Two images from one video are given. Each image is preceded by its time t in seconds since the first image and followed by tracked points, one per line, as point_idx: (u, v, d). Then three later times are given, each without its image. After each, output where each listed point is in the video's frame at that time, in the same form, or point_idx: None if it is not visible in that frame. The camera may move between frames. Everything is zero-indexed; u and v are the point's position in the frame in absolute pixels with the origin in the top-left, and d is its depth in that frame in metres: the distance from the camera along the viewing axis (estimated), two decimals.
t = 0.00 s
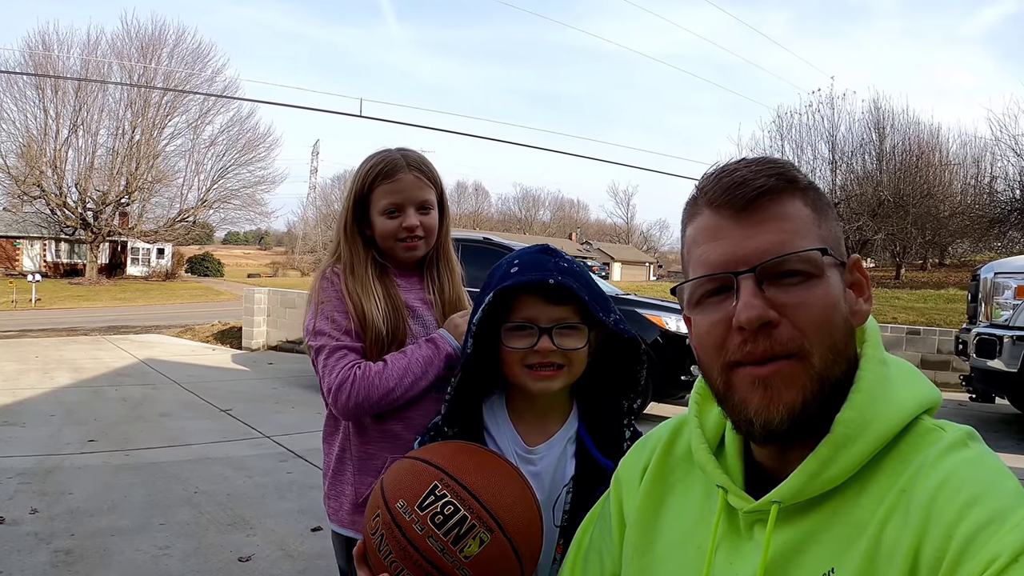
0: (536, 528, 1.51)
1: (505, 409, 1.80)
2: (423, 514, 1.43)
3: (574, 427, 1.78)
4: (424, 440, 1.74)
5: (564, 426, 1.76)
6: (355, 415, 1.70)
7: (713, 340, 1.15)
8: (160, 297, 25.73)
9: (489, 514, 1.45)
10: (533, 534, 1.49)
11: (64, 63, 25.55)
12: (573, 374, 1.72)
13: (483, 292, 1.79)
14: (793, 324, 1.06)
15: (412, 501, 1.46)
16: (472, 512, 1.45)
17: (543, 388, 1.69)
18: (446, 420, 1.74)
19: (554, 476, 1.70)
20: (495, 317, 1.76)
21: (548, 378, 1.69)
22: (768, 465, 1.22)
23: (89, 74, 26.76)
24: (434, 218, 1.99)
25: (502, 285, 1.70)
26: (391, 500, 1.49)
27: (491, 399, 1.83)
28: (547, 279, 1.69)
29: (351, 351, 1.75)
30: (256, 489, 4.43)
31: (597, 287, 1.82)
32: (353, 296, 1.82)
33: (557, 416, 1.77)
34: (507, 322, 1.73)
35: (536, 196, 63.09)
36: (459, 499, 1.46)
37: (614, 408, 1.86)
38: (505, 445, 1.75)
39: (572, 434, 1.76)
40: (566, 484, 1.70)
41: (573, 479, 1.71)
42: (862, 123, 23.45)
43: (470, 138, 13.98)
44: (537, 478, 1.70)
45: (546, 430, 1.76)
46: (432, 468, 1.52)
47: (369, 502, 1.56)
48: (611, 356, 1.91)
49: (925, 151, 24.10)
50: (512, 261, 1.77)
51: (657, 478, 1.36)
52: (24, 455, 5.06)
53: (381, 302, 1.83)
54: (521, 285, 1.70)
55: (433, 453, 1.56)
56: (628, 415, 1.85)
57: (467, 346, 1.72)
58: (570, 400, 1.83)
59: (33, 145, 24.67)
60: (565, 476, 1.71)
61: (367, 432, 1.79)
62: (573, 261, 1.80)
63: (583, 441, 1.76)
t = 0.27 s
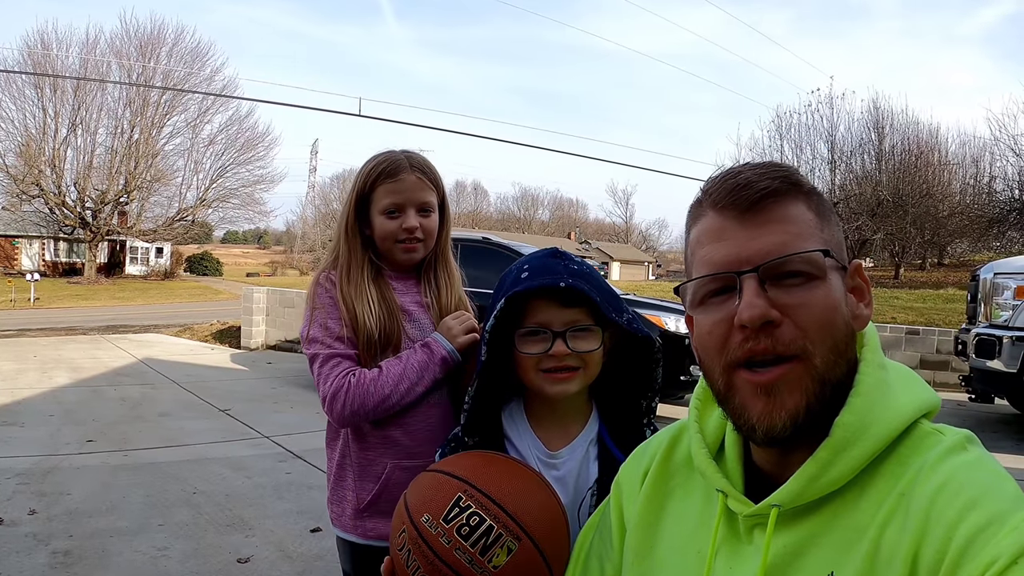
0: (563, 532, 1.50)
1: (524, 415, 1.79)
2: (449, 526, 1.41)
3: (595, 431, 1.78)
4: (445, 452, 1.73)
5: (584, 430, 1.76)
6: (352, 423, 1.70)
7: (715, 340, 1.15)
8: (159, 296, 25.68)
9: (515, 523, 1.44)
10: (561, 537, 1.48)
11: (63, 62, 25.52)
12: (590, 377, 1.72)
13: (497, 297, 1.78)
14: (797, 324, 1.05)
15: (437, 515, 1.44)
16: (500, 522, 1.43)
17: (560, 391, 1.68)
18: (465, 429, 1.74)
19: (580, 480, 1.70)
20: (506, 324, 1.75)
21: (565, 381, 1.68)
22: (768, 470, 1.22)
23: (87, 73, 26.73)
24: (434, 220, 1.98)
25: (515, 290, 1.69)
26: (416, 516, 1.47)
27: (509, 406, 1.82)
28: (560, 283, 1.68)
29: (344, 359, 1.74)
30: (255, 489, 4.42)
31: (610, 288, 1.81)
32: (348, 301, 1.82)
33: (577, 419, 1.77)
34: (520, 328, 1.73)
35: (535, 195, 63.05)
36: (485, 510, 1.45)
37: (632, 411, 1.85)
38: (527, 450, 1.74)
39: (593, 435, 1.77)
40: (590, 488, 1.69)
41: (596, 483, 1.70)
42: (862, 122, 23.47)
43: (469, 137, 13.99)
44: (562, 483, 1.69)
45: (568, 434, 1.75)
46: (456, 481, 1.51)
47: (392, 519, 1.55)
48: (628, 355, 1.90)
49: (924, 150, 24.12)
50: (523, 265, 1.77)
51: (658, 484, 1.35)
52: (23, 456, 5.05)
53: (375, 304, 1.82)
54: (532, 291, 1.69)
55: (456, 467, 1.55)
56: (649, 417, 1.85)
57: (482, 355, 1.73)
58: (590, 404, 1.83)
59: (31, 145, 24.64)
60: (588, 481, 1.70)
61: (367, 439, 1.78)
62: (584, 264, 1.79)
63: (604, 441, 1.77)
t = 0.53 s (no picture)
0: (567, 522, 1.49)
1: (520, 412, 1.79)
2: (459, 507, 1.39)
3: (591, 429, 1.78)
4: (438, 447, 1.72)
5: (579, 429, 1.76)
6: (350, 427, 1.69)
7: (711, 347, 1.14)
8: (157, 296, 25.62)
9: (524, 507, 1.43)
10: (564, 526, 1.47)
11: (61, 61, 25.47)
12: (589, 378, 1.72)
13: (497, 297, 1.78)
14: (793, 330, 1.05)
15: (446, 495, 1.42)
16: (508, 504, 1.42)
17: (558, 392, 1.67)
18: (460, 425, 1.74)
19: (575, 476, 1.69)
20: (507, 324, 1.75)
21: (564, 382, 1.67)
22: (766, 474, 1.21)
23: (86, 72, 26.68)
24: (431, 222, 1.98)
25: (515, 290, 1.69)
26: (423, 496, 1.45)
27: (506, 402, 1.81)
28: (562, 284, 1.68)
29: (342, 363, 1.73)
30: (253, 490, 4.41)
31: (610, 289, 1.81)
32: (345, 303, 1.81)
33: (572, 419, 1.77)
34: (522, 327, 1.72)
35: (533, 195, 63.05)
36: (494, 491, 1.44)
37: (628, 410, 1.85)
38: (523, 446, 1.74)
39: (588, 436, 1.76)
40: (584, 485, 1.68)
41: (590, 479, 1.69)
42: (860, 122, 23.48)
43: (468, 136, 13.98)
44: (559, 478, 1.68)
45: (563, 432, 1.75)
46: (465, 463, 1.50)
47: (393, 502, 1.52)
48: (626, 356, 1.90)
49: (923, 151, 24.14)
50: (525, 265, 1.76)
51: (655, 488, 1.35)
52: (20, 456, 5.04)
53: (371, 307, 1.82)
54: (535, 291, 1.68)
55: (464, 450, 1.54)
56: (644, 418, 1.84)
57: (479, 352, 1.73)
58: (585, 404, 1.82)
59: (30, 144, 24.60)
60: (582, 479, 1.69)
61: (364, 443, 1.78)
62: (585, 265, 1.79)
63: (599, 441, 1.76)
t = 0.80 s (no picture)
0: (532, 517, 1.49)
1: (506, 410, 1.80)
2: (417, 494, 1.42)
3: (577, 426, 1.77)
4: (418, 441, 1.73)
5: (565, 425, 1.75)
6: (349, 428, 1.69)
7: (710, 347, 1.14)
8: (154, 296, 25.58)
9: (481, 497, 1.44)
10: (530, 520, 1.48)
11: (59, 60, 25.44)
12: (576, 377, 1.71)
13: (489, 294, 1.78)
14: (790, 330, 1.05)
15: (407, 483, 1.46)
16: (466, 494, 1.44)
17: (546, 390, 1.67)
18: (444, 419, 1.75)
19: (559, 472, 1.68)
20: (498, 321, 1.76)
21: (551, 380, 1.67)
22: (765, 474, 1.21)
23: (84, 72, 26.65)
24: (428, 223, 1.98)
25: (505, 289, 1.70)
26: (387, 484, 1.48)
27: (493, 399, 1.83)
28: (553, 282, 1.68)
29: (341, 363, 1.73)
30: (250, 490, 4.41)
31: (600, 290, 1.81)
32: (344, 303, 1.80)
33: (558, 415, 1.77)
34: (510, 325, 1.73)
35: (531, 195, 63.07)
36: (453, 481, 1.46)
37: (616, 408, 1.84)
38: (507, 442, 1.74)
39: (574, 432, 1.74)
40: (568, 482, 1.67)
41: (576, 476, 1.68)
42: (858, 122, 23.52)
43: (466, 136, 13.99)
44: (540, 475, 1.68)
45: (548, 429, 1.75)
46: (430, 453, 1.52)
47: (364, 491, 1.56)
48: (613, 356, 1.91)
49: (921, 151, 24.17)
50: (516, 264, 1.77)
51: (654, 488, 1.35)
52: (18, 456, 5.03)
53: (371, 307, 1.81)
54: (526, 289, 1.69)
55: (431, 441, 1.56)
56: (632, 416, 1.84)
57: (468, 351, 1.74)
58: (572, 401, 1.82)
59: (27, 143, 24.57)
60: (567, 475, 1.68)
61: (361, 444, 1.77)
62: (576, 264, 1.80)
63: (585, 438, 1.75)
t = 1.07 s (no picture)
0: (509, 515, 1.50)
1: (496, 405, 1.81)
2: (393, 486, 1.44)
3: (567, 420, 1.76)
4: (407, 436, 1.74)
5: (555, 419, 1.75)
6: (348, 425, 1.69)
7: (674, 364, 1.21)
8: (152, 296, 25.55)
9: (456, 492, 1.46)
10: (507, 518, 1.49)
11: (57, 60, 25.40)
12: (566, 371, 1.71)
13: (479, 290, 1.78)
14: (718, 349, 1.07)
15: (385, 474, 1.47)
16: (439, 489, 1.46)
17: (535, 384, 1.67)
18: (434, 413, 1.76)
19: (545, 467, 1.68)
20: (489, 314, 1.76)
21: (540, 374, 1.67)
22: (770, 474, 1.21)
23: (82, 72, 26.61)
24: (424, 222, 1.99)
25: (496, 284, 1.70)
26: (367, 473, 1.50)
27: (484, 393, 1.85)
28: (541, 277, 1.69)
29: (339, 359, 1.73)
30: (248, 489, 4.41)
31: (591, 287, 1.82)
32: (343, 299, 1.81)
33: (548, 410, 1.76)
34: (501, 318, 1.73)
35: (529, 195, 63.10)
36: (428, 475, 1.47)
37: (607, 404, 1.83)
38: (496, 437, 1.75)
39: (563, 427, 1.74)
40: (554, 478, 1.67)
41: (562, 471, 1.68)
42: (856, 123, 23.57)
43: (464, 136, 14.01)
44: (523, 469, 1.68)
45: (536, 423, 1.74)
46: (407, 446, 1.53)
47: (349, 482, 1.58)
48: (604, 352, 1.91)
49: (919, 151, 24.22)
50: (508, 261, 1.76)
51: (662, 482, 1.35)
52: (16, 455, 5.03)
53: (369, 304, 1.82)
54: (516, 283, 1.70)
55: (413, 433, 1.57)
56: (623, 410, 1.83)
57: (462, 345, 1.75)
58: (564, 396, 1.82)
59: (25, 143, 24.51)
60: (553, 470, 1.68)
61: (358, 440, 1.77)
62: (566, 261, 1.81)
63: (574, 436, 1.71)
